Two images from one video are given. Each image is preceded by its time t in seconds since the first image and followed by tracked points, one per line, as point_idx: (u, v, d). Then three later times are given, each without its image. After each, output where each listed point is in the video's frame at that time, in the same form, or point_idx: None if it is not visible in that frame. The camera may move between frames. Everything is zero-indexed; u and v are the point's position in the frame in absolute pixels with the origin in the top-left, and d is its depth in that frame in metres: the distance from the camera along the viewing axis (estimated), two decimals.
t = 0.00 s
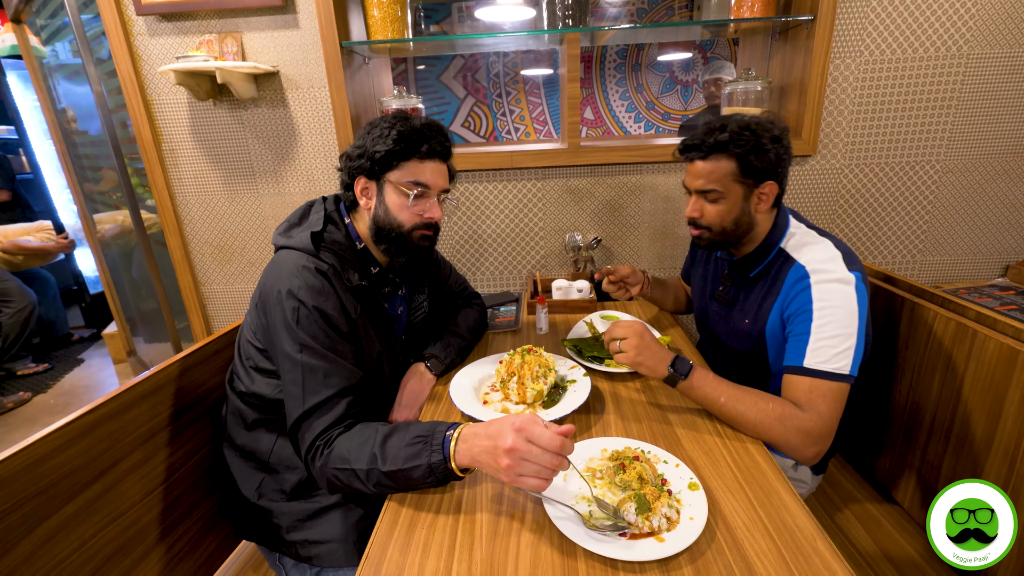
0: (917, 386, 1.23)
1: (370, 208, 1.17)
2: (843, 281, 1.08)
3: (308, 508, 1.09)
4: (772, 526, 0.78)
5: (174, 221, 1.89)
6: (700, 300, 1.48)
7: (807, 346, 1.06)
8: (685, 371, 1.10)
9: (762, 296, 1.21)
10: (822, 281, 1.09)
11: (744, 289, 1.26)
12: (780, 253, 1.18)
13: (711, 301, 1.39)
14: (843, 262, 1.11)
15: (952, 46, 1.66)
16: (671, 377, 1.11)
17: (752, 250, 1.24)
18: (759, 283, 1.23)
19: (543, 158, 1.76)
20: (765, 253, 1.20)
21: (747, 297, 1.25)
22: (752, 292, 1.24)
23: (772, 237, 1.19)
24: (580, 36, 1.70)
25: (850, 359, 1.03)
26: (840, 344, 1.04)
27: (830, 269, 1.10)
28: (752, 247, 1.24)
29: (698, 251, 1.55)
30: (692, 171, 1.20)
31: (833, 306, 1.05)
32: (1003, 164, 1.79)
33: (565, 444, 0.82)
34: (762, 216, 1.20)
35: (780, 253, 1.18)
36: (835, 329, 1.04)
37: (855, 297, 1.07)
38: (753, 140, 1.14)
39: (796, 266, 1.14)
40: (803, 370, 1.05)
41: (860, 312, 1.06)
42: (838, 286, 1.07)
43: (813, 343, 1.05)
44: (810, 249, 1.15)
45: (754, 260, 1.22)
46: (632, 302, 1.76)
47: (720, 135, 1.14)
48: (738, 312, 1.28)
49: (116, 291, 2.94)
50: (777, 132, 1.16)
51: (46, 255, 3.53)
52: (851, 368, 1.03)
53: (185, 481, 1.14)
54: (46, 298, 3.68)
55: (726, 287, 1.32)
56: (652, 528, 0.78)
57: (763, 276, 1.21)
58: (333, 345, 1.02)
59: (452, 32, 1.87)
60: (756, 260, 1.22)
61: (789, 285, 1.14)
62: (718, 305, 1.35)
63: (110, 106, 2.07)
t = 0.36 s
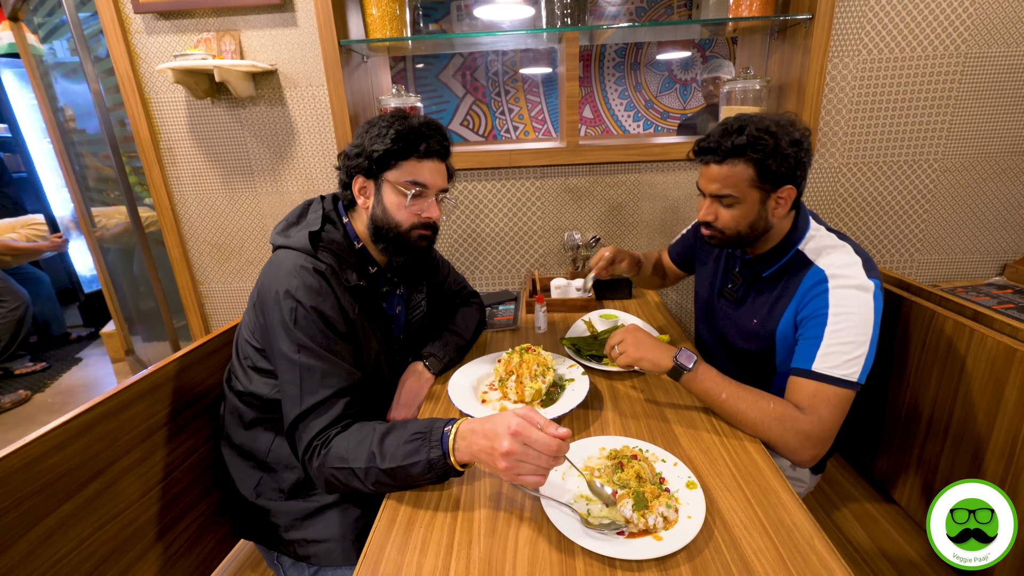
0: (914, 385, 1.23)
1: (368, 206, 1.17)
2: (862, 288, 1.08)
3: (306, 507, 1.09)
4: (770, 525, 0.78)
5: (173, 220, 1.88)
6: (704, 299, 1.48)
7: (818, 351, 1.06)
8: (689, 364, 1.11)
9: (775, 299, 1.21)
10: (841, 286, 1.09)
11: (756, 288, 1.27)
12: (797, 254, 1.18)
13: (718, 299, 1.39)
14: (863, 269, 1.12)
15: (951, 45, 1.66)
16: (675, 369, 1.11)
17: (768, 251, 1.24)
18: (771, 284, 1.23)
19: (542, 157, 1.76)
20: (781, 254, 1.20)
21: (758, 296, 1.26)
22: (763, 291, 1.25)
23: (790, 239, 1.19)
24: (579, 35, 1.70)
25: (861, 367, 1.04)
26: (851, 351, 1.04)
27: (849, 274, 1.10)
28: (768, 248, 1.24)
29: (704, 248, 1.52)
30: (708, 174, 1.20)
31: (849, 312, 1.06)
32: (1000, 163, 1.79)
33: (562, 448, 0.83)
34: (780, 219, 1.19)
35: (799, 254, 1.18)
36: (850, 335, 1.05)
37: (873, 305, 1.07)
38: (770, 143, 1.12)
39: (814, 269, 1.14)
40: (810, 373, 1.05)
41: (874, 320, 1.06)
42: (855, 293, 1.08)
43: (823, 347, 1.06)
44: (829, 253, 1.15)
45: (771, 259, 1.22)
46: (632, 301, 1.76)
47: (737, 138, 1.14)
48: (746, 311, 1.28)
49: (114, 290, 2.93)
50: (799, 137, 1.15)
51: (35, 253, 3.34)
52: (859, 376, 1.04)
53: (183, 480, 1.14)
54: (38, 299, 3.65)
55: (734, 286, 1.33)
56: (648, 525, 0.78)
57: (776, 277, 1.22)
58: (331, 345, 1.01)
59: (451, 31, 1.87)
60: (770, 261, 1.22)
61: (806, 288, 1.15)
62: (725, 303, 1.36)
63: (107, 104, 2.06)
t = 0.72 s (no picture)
0: (911, 386, 1.24)
1: (366, 207, 1.17)
2: (867, 291, 1.09)
3: (304, 508, 1.09)
4: (767, 525, 0.78)
5: (171, 221, 1.88)
6: (704, 301, 1.48)
7: (820, 352, 1.06)
8: (690, 362, 1.11)
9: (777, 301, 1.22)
10: (847, 290, 1.10)
11: (757, 291, 1.27)
12: (803, 257, 1.19)
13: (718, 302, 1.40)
14: (868, 273, 1.12)
15: (946, 46, 1.67)
16: (675, 369, 1.12)
17: (771, 253, 1.24)
18: (774, 287, 1.23)
19: (540, 158, 1.76)
20: (785, 257, 1.20)
21: (761, 299, 1.26)
22: (766, 293, 1.25)
23: (795, 242, 1.19)
24: (576, 36, 1.70)
25: (862, 370, 1.04)
26: (854, 355, 1.04)
27: (855, 278, 1.11)
28: (772, 251, 1.24)
29: (701, 249, 1.53)
30: (712, 174, 1.21)
31: (853, 315, 1.07)
32: (997, 162, 1.80)
33: (554, 440, 0.83)
34: (782, 223, 1.19)
35: (803, 257, 1.18)
36: (852, 338, 1.05)
37: (877, 308, 1.08)
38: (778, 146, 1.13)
39: (820, 273, 1.15)
40: (810, 375, 1.06)
41: (879, 323, 1.07)
42: (861, 296, 1.08)
43: (827, 350, 1.06)
44: (835, 257, 1.16)
45: (776, 261, 1.22)
46: (630, 302, 1.76)
47: (745, 139, 1.14)
48: (748, 314, 1.29)
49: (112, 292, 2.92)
50: (807, 143, 1.15)
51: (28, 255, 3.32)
52: (861, 379, 1.04)
53: (182, 482, 1.14)
54: (35, 300, 3.65)
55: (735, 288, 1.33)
56: (645, 526, 0.78)
57: (779, 279, 1.22)
58: (329, 347, 1.02)
59: (449, 32, 1.87)
60: (773, 264, 1.23)
61: (811, 291, 1.15)
62: (726, 305, 1.36)
63: (105, 106, 2.07)
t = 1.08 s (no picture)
0: (915, 388, 1.23)
1: (365, 212, 1.17)
2: (869, 295, 1.08)
3: (302, 512, 1.09)
4: (768, 529, 0.78)
5: (173, 226, 1.89)
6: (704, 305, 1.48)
7: (824, 357, 1.06)
8: (693, 363, 1.10)
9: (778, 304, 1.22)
10: (848, 293, 1.09)
11: (757, 295, 1.27)
12: (803, 261, 1.18)
13: (718, 306, 1.40)
14: (869, 276, 1.12)
15: (947, 47, 1.67)
16: (679, 370, 1.11)
17: (772, 256, 1.24)
18: (775, 292, 1.23)
19: (540, 161, 1.76)
20: (787, 260, 1.20)
21: (761, 302, 1.26)
22: (767, 297, 1.25)
23: (794, 246, 1.19)
24: (575, 39, 1.70)
25: (865, 376, 1.04)
26: (856, 360, 1.04)
27: (858, 282, 1.10)
28: (772, 254, 1.24)
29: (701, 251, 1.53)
30: (714, 172, 1.21)
31: (855, 319, 1.06)
32: (1000, 164, 1.79)
33: (535, 454, 0.82)
34: (781, 224, 1.19)
35: (803, 261, 1.18)
36: (856, 344, 1.05)
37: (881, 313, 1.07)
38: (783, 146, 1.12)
39: (821, 277, 1.14)
40: (812, 379, 1.05)
41: (882, 328, 1.07)
42: (866, 300, 1.08)
43: (830, 355, 1.05)
44: (835, 260, 1.15)
45: (775, 267, 1.22)
46: (631, 305, 1.76)
47: (750, 138, 1.13)
48: (749, 319, 1.28)
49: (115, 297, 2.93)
50: (814, 145, 1.14)
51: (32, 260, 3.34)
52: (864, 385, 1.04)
53: (183, 486, 1.14)
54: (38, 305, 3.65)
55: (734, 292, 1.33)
56: (646, 531, 0.77)
57: (780, 283, 1.22)
58: (325, 352, 1.02)
59: (449, 36, 1.88)
60: (773, 268, 1.22)
61: (814, 296, 1.14)
62: (727, 309, 1.35)
63: (108, 111, 2.09)
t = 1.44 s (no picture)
0: (910, 387, 1.23)
1: (360, 206, 1.16)
2: (864, 293, 1.08)
3: (295, 508, 1.07)
4: (762, 528, 0.77)
5: (166, 219, 1.87)
6: (701, 302, 1.47)
7: (818, 356, 1.05)
8: (690, 362, 1.09)
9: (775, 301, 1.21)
10: (843, 291, 1.08)
11: (753, 292, 1.26)
12: (799, 258, 1.17)
13: (715, 304, 1.39)
14: (865, 273, 1.11)
15: (950, 43, 1.65)
16: (676, 368, 1.10)
17: (770, 253, 1.23)
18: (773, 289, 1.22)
19: (538, 156, 1.75)
20: (784, 256, 1.19)
21: (758, 300, 1.25)
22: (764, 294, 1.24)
23: (791, 242, 1.19)
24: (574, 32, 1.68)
25: (858, 374, 1.03)
26: (849, 360, 1.03)
27: (852, 279, 1.09)
28: (770, 250, 1.23)
29: (699, 248, 1.52)
30: (709, 166, 1.20)
31: (851, 318, 1.05)
32: (1000, 162, 1.78)
33: (546, 453, 0.82)
34: (778, 219, 1.18)
35: (798, 258, 1.17)
36: (850, 342, 1.04)
37: (876, 310, 1.07)
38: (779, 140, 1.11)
39: (815, 274, 1.13)
40: (809, 377, 1.04)
41: (876, 325, 1.06)
42: (860, 298, 1.07)
43: (824, 353, 1.05)
44: (831, 257, 1.14)
45: (772, 264, 1.21)
46: (629, 302, 1.75)
47: (743, 131, 1.12)
48: (746, 317, 1.28)
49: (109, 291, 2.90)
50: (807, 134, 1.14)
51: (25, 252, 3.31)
52: (857, 383, 1.03)
53: (175, 481, 1.13)
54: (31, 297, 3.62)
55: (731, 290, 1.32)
56: (639, 529, 0.77)
57: (777, 280, 1.21)
58: (316, 347, 1.00)
59: (447, 28, 1.85)
60: (769, 265, 1.21)
61: (809, 293, 1.14)
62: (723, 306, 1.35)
63: (100, 102, 2.06)
